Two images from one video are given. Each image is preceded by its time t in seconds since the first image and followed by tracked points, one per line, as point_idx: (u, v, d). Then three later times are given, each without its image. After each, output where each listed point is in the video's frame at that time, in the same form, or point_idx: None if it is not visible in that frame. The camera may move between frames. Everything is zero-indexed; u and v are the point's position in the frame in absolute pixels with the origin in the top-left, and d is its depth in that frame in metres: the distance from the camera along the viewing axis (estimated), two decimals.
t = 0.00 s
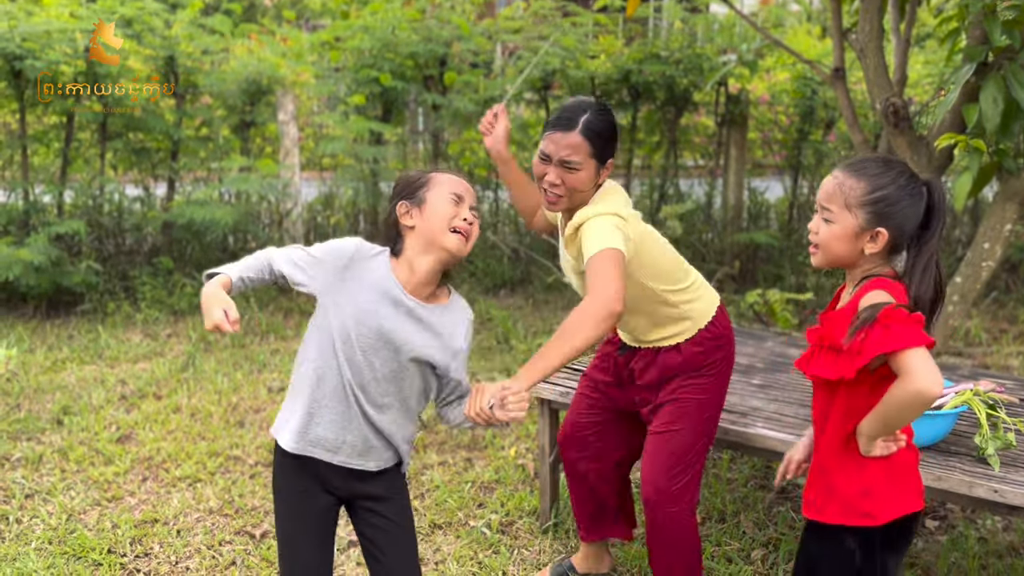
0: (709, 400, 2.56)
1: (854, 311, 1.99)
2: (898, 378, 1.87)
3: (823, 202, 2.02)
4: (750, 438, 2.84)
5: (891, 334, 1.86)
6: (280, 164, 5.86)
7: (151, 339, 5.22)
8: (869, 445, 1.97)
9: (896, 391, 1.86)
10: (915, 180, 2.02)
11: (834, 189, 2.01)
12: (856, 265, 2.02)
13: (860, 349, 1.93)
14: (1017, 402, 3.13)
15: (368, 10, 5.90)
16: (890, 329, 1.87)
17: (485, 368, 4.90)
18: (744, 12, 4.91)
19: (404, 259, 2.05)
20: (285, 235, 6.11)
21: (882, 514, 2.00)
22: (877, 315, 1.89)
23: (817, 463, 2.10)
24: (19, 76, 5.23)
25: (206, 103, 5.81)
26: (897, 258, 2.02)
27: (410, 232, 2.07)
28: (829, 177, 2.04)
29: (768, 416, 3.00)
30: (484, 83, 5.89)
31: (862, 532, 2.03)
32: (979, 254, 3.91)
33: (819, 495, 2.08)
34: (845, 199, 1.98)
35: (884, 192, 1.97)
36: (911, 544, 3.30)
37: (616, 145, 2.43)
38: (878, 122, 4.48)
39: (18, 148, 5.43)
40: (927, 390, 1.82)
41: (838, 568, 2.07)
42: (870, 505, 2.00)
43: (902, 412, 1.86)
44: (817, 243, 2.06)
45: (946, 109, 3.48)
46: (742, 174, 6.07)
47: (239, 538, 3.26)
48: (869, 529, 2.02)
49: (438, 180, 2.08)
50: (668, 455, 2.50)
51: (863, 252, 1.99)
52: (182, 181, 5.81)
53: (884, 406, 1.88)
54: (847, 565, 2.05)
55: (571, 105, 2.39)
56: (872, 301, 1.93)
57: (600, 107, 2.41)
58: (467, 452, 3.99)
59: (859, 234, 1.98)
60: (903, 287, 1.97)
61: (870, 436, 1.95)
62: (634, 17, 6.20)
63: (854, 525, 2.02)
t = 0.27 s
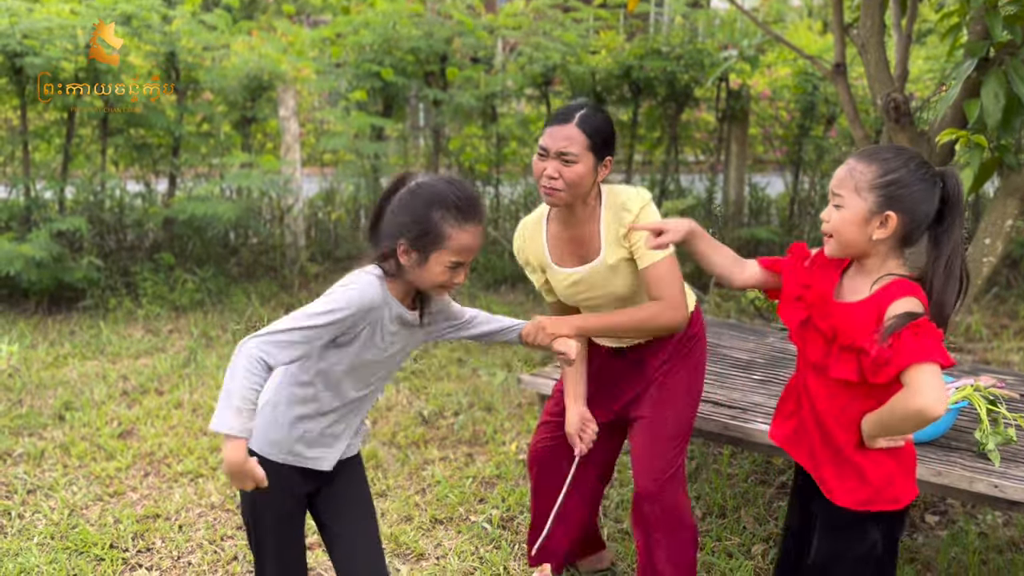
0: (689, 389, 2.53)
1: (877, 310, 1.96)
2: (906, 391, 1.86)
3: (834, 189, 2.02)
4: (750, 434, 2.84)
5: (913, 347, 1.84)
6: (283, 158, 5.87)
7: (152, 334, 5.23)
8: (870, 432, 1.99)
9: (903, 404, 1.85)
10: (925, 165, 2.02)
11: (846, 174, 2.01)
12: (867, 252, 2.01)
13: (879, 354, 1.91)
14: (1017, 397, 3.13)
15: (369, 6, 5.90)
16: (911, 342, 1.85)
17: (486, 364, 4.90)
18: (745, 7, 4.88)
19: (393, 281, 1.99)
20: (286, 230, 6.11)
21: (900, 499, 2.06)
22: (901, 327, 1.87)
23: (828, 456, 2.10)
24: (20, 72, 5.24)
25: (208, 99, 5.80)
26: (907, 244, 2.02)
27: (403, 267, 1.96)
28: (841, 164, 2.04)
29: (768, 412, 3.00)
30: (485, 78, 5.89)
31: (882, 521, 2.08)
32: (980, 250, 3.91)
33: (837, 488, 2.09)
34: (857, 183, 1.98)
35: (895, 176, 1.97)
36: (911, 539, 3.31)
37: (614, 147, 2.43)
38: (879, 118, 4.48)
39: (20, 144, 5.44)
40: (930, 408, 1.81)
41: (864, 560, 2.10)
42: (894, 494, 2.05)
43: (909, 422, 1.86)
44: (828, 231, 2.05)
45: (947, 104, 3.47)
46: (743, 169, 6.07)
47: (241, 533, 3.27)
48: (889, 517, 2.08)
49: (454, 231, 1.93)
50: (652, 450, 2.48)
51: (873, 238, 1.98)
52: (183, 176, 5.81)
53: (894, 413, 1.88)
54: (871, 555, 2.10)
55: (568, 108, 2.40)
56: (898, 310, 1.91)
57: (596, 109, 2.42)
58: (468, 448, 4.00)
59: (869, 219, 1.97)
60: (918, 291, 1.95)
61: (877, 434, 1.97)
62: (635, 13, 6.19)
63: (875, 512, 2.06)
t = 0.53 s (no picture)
0: (660, 380, 2.45)
1: (874, 312, 1.92)
2: (955, 382, 1.81)
3: (821, 181, 1.99)
4: (749, 430, 2.84)
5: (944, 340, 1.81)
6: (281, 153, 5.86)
7: (152, 331, 5.23)
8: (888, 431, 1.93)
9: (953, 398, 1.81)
10: (916, 172, 1.98)
11: (834, 169, 1.98)
12: (845, 251, 1.98)
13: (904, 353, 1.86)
14: (1017, 393, 3.13)
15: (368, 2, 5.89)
16: (942, 336, 1.81)
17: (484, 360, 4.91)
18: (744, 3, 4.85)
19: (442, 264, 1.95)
20: (286, 227, 6.10)
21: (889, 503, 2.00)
22: (921, 322, 1.83)
23: (815, 458, 2.06)
24: (18, 69, 5.23)
25: (207, 95, 5.79)
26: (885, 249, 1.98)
27: (462, 251, 1.93)
28: (831, 159, 2.00)
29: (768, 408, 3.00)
30: (485, 74, 5.89)
31: (875, 523, 2.02)
32: (980, 245, 3.91)
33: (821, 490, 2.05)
34: (842, 180, 1.95)
35: (883, 178, 1.93)
36: (911, 535, 3.31)
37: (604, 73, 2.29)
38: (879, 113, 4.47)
39: (18, 140, 5.44)
40: (991, 391, 1.77)
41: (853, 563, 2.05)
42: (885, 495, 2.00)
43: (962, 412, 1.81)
44: (809, 225, 2.02)
45: (947, 100, 3.47)
46: (742, 165, 6.07)
47: (241, 529, 3.27)
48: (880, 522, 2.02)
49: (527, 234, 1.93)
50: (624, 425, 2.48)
51: (852, 237, 1.95)
52: (182, 173, 5.80)
53: (944, 408, 1.82)
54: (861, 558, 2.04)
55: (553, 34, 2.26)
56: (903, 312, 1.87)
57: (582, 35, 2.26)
58: (467, 444, 4.00)
59: (851, 218, 1.94)
60: (904, 289, 1.91)
61: (897, 432, 1.91)
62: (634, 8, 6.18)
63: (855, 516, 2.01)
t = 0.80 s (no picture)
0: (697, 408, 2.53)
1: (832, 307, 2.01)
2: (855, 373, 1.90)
3: (811, 193, 2.03)
4: (748, 427, 2.84)
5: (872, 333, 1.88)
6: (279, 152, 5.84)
7: (151, 328, 5.22)
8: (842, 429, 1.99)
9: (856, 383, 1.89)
10: (903, 170, 2.01)
11: (823, 179, 2.02)
12: (844, 257, 2.04)
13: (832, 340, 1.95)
14: (1016, 389, 3.13)
15: None
16: (871, 324, 1.88)
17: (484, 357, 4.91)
18: None
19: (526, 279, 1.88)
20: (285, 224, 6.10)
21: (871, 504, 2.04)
22: (861, 310, 1.90)
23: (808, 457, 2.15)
24: (17, 66, 5.23)
25: (205, 91, 5.78)
26: (882, 249, 2.03)
27: (551, 272, 1.85)
28: (818, 167, 2.04)
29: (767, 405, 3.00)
30: (484, 71, 5.88)
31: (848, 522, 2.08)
32: (978, 242, 3.91)
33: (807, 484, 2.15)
34: (833, 190, 1.99)
35: (872, 183, 1.97)
36: (909, 532, 3.31)
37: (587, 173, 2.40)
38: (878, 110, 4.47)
39: (16, 138, 5.43)
40: (877, 389, 1.85)
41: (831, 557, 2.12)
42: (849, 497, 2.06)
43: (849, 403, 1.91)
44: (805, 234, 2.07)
45: (945, 97, 3.46)
46: (741, 162, 6.08)
47: (240, 526, 3.27)
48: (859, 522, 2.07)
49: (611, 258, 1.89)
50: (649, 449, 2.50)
51: (850, 244, 2.00)
52: (181, 169, 5.79)
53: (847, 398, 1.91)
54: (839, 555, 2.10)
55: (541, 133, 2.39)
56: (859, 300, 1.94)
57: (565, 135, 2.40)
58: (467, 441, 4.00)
59: (846, 226, 1.99)
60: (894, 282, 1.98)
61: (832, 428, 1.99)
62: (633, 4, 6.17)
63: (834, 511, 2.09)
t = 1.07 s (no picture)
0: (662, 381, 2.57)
1: (869, 322, 1.94)
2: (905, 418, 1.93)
3: (801, 193, 1.97)
4: (746, 425, 2.84)
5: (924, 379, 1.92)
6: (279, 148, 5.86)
7: (149, 326, 5.22)
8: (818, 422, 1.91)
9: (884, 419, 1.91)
10: (891, 164, 1.98)
11: (812, 177, 1.97)
12: (839, 257, 1.97)
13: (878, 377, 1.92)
14: (1014, 387, 3.13)
15: None
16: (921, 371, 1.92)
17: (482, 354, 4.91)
18: None
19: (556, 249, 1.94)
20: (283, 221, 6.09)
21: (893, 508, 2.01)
22: (918, 360, 1.91)
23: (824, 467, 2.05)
24: (15, 63, 5.23)
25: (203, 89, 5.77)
26: (877, 247, 1.98)
27: (582, 241, 1.93)
28: (805, 168, 2.00)
29: (766, 403, 3.00)
30: (482, 68, 5.87)
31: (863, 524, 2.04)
32: (977, 239, 3.90)
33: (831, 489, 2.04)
34: (822, 186, 1.94)
35: (861, 174, 1.93)
36: (908, 529, 3.31)
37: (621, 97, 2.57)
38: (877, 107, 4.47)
39: (14, 135, 5.42)
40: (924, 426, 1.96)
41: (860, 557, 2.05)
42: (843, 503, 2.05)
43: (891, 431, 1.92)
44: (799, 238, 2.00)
45: (945, 94, 3.46)
46: (740, 159, 6.09)
47: (239, 524, 3.27)
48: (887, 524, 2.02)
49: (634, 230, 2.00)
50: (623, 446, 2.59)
51: (845, 240, 1.94)
52: (179, 167, 5.78)
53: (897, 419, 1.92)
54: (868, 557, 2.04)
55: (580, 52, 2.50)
56: (903, 328, 1.92)
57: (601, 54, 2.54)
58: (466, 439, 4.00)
59: (839, 221, 1.93)
60: (899, 296, 1.94)
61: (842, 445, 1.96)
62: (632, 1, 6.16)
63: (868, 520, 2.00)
